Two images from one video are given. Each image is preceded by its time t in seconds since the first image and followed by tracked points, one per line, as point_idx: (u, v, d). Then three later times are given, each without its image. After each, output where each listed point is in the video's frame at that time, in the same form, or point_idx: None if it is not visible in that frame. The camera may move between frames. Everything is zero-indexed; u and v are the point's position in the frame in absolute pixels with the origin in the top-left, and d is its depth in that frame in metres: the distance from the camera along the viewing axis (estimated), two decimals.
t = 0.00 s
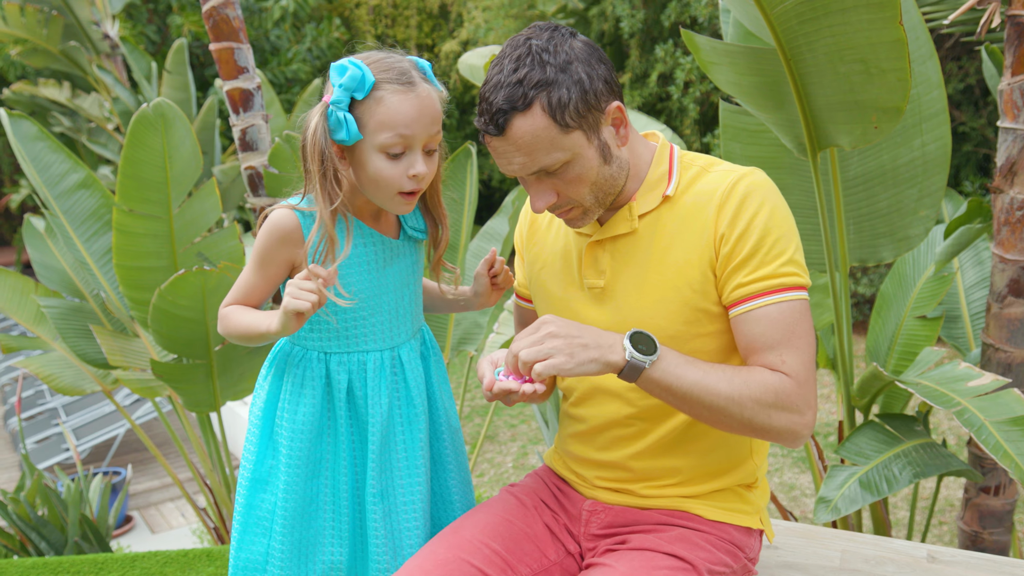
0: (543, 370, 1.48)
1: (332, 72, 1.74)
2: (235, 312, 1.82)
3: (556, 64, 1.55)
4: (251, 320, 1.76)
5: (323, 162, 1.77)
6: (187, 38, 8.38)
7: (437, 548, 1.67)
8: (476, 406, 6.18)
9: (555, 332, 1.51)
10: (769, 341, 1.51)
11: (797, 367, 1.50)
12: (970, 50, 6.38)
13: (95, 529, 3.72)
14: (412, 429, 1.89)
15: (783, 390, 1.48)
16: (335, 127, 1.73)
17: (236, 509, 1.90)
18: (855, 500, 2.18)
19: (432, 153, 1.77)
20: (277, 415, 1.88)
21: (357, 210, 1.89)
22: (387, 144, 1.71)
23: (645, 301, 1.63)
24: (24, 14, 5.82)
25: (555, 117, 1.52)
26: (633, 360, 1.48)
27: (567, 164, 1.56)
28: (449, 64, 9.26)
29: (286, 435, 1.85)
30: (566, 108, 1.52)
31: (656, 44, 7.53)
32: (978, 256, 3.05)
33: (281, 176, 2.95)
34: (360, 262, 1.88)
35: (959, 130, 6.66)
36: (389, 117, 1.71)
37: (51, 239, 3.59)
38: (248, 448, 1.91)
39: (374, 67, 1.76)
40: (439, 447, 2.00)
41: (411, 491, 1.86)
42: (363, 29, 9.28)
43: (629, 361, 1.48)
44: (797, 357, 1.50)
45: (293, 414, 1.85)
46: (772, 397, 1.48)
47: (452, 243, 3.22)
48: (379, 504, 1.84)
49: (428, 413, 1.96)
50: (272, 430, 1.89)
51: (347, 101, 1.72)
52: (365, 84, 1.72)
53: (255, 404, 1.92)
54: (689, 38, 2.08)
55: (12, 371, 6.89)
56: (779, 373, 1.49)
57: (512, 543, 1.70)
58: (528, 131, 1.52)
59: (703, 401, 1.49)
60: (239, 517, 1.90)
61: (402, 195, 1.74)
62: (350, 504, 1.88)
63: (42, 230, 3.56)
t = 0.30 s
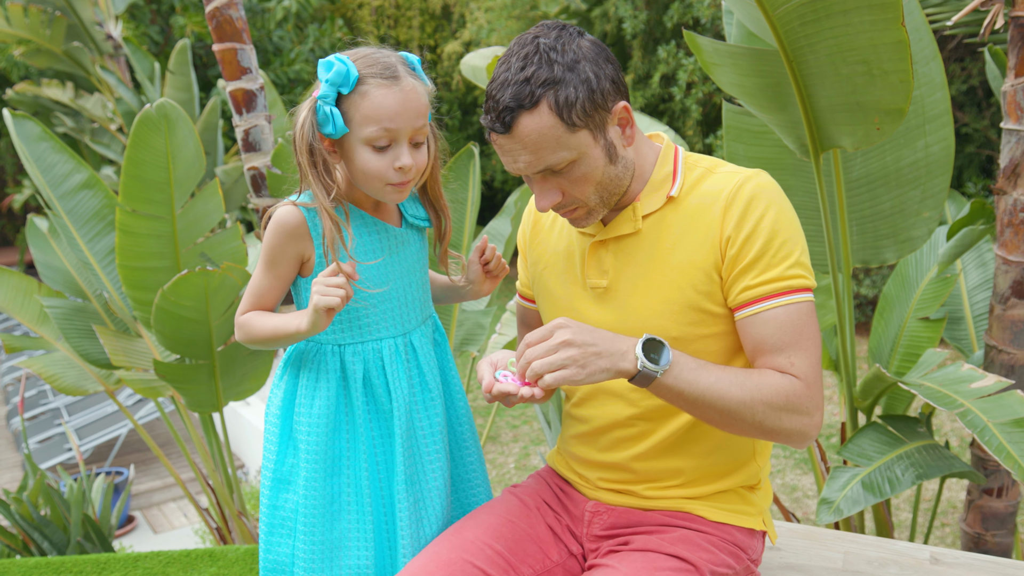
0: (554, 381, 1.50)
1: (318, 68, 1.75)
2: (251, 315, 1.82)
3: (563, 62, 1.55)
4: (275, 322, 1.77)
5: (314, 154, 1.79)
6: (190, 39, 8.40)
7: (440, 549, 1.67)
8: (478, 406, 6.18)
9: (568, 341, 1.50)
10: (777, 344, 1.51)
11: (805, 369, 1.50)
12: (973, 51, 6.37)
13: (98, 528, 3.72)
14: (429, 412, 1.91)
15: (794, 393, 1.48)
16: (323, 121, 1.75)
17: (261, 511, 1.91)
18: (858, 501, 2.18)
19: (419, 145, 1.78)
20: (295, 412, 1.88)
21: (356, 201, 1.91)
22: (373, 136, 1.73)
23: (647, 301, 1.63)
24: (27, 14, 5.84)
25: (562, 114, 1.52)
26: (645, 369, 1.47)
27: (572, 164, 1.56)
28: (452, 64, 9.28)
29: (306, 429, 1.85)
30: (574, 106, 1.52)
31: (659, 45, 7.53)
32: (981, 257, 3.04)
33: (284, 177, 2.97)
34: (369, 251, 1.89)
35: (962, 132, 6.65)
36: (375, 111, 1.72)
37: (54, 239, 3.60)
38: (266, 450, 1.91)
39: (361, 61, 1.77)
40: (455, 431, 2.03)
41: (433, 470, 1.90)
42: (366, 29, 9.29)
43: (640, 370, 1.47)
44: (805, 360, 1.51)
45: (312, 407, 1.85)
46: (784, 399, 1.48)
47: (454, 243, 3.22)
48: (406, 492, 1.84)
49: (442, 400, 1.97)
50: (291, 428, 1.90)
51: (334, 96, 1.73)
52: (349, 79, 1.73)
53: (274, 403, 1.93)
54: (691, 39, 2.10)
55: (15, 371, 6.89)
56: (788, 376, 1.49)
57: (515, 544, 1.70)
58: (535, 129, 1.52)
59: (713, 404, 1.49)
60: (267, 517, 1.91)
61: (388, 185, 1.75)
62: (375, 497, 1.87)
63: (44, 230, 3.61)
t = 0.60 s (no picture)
0: (559, 377, 1.50)
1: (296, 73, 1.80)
2: (252, 328, 1.89)
3: (572, 57, 1.55)
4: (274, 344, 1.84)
5: (295, 154, 1.82)
6: (193, 39, 8.40)
7: (443, 549, 1.67)
8: (480, 406, 6.19)
9: (574, 337, 1.50)
10: (780, 346, 1.51)
11: (809, 371, 1.50)
12: (976, 52, 6.36)
13: (100, 528, 3.72)
14: (430, 411, 1.92)
15: (798, 395, 1.48)
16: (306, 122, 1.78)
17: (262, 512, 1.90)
18: (860, 503, 2.17)
19: (400, 137, 1.82)
20: (294, 413, 1.89)
21: (345, 202, 1.92)
22: (355, 130, 1.76)
23: (650, 302, 1.63)
24: (30, 15, 5.85)
25: (569, 109, 1.52)
26: (650, 367, 1.47)
27: (578, 160, 1.56)
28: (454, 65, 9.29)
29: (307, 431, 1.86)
30: (582, 102, 1.52)
31: (661, 46, 7.53)
32: (984, 258, 3.03)
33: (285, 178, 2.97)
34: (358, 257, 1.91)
35: (965, 133, 6.63)
36: (354, 105, 1.76)
37: (57, 239, 3.62)
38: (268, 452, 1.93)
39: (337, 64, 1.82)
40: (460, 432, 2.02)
41: (439, 465, 1.90)
42: (368, 30, 9.34)
43: (646, 369, 1.47)
44: (809, 362, 1.51)
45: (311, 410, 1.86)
46: (787, 401, 1.48)
47: (456, 244, 3.22)
48: (413, 486, 1.85)
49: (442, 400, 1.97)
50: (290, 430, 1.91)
51: (314, 96, 1.77)
52: (327, 77, 1.77)
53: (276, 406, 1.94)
54: (693, 41, 2.11)
55: (18, 371, 6.90)
56: (792, 378, 1.49)
57: (517, 545, 1.70)
58: (542, 123, 1.52)
59: (718, 406, 1.49)
60: (268, 517, 1.90)
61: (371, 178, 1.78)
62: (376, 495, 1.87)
63: (47, 230, 3.63)
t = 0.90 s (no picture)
0: (556, 380, 1.49)
1: (286, 73, 1.87)
2: (247, 340, 1.90)
3: (581, 49, 1.56)
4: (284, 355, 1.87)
5: (279, 151, 1.90)
6: (196, 40, 8.41)
7: (444, 551, 1.67)
8: (482, 407, 6.19)
9: (571, 340, 1.50)
10: (782, 352, 1.51)
11: (809, 379, 1.50)
12: (979, 53, 6.35)
13: (102, 529, 3.73)
14: (411, 415, 1.95)
15: (797, 402, 1.48)
16: (291, 119, 1.85)
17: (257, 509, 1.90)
18: (862, 505, 2.16)
19: (381, 140, 1.89)
20: (288, 415, 1.92)
21: (332, 204, 1.97)
22: (337, 130, 1.84)
23: (653, 305, 1.63)
24: (33, 16, 5.87)
25: (557, 97, 1.54)
26: (648, 370, 1.47)
27: (558, 147, 1.58)
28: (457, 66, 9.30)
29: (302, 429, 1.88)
30: (571, 94, 1.54)
31: (664, 47, 7.54)
32: (987, 260, 3.02)
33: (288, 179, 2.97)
34: (346, 264, 1.94)
35: (968, 134, 6.63)
36: (338, 106, 1.83)
37: (59, 240, 3.62)
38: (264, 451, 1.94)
39: (326, 67, 1.90)
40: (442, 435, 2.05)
41: (416, 468, 1.92)
42: (370, 30, 9.38)
43: (644, 372, 1.47)
44: (810, 369, 1.50)
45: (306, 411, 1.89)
46: (784, 408, 1.48)
47: (458, 245, 3.22)
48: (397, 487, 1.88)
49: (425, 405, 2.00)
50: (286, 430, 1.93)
51: (300, 96, 1.84)
52: (314, 80, 1.85)
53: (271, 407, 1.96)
54: (695, 42, 2.11)
55: (20, 372, 6.91)
56: (791, 385, 1.49)
57: (518, 546, 1.70)
58: (530, 100, 1.55)
59: (716, 412, 1.49)
60: (263, 514, 1.90)
61: (352, 173, 1.85)
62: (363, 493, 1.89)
63: (49, 231, 3.63)
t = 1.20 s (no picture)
0: (557, 377, 1.50)
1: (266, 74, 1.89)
2: (249, 348, 1.92)
3: (586, 38, 1.59)
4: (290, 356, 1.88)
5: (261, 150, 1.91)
6: (198, 41, 8.43)
7: (445, 551, 1.67)
8: (483, 408, 6.20)
9: (574, 340, 1.50)
10: (784, 357, 1.51)
11: (810, 386, 1.50)
12: (981, 54, 6.35)
13: (104, 529, 3.73)
14: (391, 416, 1.97)
15: (797, 408, 1.48)
16: (273, 118, 1.86)
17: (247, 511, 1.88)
18: (864, 506, 2.16)
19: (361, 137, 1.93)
20: (275, 417, 1.92)
21: (311, 202, 1.98)
22: (322, 127, 1.86)
23: (657, 308, 1.62)
24: (35, 17, 5.88)
25: (550, 77, 1.60)
26: (648, 375, 1.47)
27: (545, 126, 1.64)
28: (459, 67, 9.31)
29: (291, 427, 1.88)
30: (562, 78, 1.59)
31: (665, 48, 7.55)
32: (988, 262, 3.03)
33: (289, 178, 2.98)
34: (323, 263, 1.94)
35: (969, 135, 6.64)
36: (320, 104, 1.86)
37: (61, 240, 3.63)
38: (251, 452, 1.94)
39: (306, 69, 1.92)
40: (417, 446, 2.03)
41: (396, 464, 1.95)
42: (373, 32, 9.44)
43: (644, 377, 1.47)
44: (811, 375, 1.50)
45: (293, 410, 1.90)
46: (784, 414, 1.48)
47: (460, 246, 3.23)
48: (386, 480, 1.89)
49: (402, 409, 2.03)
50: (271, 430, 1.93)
51: (281, 95, 1.86)
52: (296, 79, 1.87)
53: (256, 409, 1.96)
54: (698, 43, 2.11)
55: (22, 372, 6.93)
56: (792, 392, 1.49)
57: (520, 547, 1.70)
58: (530, 73, 1.64)
59: (716, 417, 1.49)
60: (257, 513, 1.89)
61: (334, 169, 1.87)
62: (355, 488, 1.90)
63: (52, 231, 3.63)
